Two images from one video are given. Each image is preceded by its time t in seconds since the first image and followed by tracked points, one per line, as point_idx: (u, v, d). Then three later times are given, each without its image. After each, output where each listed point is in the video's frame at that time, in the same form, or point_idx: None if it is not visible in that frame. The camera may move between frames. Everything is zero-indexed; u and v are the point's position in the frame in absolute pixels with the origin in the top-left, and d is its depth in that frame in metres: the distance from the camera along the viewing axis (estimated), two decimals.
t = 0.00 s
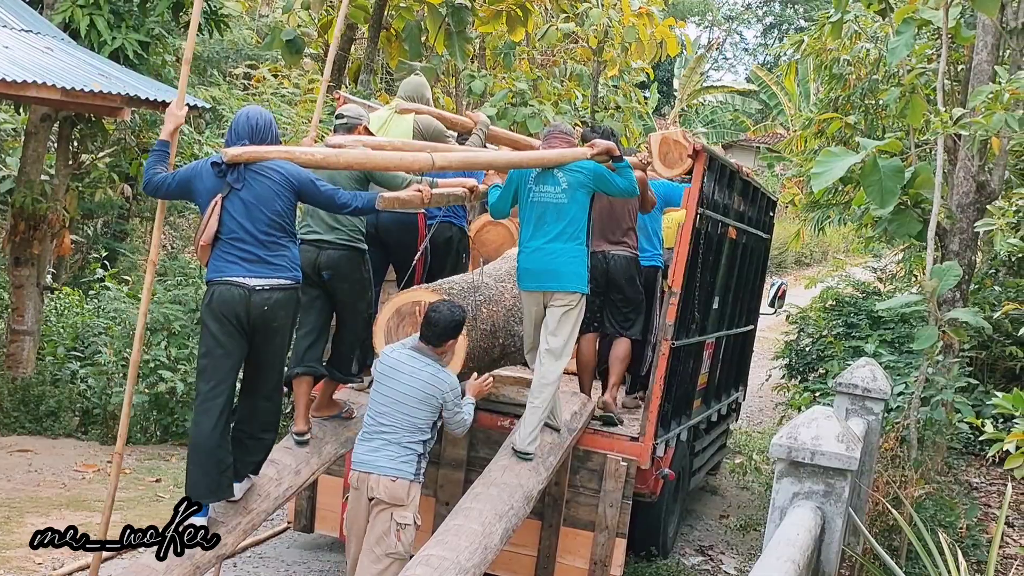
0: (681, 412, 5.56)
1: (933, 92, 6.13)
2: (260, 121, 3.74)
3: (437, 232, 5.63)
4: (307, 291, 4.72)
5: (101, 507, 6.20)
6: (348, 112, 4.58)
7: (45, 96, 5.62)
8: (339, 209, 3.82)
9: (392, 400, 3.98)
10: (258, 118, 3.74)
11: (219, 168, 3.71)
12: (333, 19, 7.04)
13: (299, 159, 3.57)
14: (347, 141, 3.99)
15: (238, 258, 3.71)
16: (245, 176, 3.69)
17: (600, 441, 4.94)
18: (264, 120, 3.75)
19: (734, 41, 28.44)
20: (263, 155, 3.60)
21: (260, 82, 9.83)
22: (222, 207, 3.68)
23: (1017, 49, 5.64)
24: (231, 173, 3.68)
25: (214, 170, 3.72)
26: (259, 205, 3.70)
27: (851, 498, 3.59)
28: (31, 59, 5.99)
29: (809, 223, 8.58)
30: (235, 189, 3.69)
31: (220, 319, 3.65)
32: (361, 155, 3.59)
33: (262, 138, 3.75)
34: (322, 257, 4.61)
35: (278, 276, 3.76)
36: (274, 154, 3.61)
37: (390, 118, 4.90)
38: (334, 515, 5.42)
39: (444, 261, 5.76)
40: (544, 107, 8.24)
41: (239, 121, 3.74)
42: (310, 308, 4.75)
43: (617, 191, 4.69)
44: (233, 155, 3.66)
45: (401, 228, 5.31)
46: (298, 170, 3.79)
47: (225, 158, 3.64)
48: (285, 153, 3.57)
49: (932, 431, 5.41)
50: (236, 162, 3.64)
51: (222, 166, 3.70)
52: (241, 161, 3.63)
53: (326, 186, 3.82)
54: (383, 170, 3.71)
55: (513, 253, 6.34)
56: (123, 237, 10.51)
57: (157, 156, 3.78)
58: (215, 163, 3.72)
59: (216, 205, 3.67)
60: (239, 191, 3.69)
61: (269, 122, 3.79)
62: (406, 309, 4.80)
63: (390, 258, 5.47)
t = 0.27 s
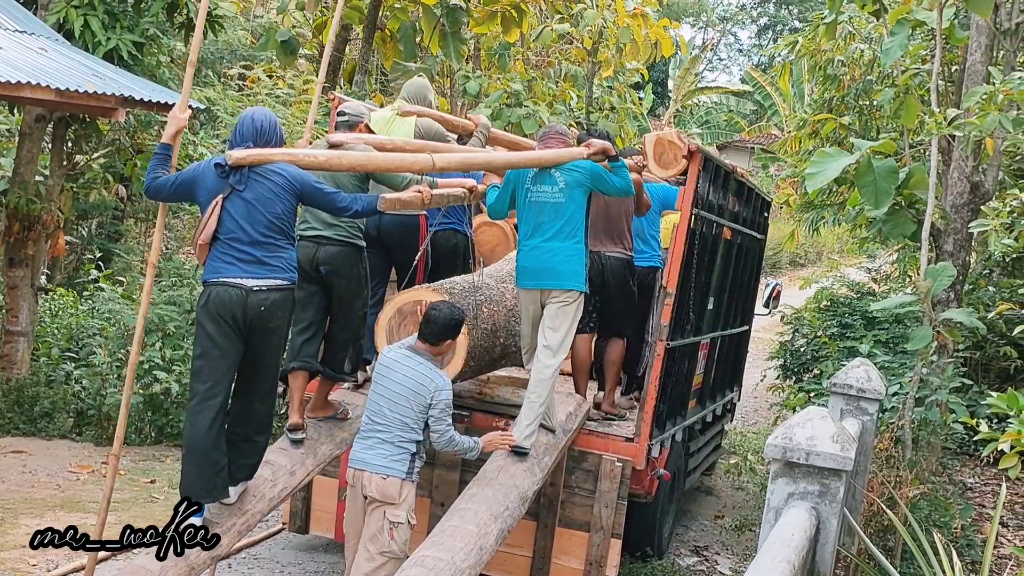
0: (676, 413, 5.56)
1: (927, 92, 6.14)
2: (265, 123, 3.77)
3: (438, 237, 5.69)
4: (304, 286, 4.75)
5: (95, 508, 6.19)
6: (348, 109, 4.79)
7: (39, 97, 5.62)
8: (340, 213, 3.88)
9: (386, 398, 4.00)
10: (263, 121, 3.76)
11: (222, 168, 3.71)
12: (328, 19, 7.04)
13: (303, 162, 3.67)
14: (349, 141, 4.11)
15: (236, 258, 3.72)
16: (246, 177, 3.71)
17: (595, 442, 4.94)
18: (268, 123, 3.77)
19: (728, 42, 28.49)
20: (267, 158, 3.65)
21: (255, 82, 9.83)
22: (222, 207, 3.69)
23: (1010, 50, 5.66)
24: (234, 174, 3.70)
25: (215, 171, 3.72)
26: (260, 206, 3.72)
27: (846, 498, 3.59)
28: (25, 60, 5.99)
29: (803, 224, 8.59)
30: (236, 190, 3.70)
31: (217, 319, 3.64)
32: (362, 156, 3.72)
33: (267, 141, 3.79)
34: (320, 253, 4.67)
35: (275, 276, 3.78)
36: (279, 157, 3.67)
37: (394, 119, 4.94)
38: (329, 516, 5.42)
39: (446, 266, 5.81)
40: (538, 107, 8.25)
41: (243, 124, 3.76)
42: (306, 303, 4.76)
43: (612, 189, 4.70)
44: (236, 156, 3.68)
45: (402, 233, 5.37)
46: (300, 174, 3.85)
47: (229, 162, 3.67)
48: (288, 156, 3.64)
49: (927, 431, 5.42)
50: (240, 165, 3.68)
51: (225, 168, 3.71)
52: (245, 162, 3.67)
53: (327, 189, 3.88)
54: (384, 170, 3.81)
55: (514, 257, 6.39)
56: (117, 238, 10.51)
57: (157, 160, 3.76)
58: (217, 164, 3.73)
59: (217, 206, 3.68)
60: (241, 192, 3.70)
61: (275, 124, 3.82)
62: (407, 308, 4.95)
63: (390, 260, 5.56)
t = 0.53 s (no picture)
0: (671, 414, 5.56)
1: (922, 94, 6.15)
2: (270, 115, 3.86)
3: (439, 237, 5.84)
4: (306, 280, 4.88)
5: (91, 510, 6.18)
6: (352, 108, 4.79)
7: (34, 98, 5.62)
8: (344, 204, 3.90)
9: (382, 398, 4.09)
10: (268, 114, 3.89)
11: (228, 162, 3.83)
12: (323, 20, 7.04)
13: (307, 155, 3.72)
14: (354, 136, 4.08)
15: (238, 251, 3.81)
16: (252, 171, 3.81)
17: (591, 443, 4.93)
18: (274, 116, 3.89)
19: (723, 43, 28.51)
20: (273, 151, 3.75)
21: (249, 83, 9.82)
22: (227, 200, 3.79)
23: (1005, 51, 5.66)
24: (239, 168, 3.80)
25: (221, 165, 3.84)
26: (263, 200, 3.81)
27: (842, 499, 3.59)
28: (20, 61, 5.98)
29: (799, 225, 8.60)
30: (241, 183, 3.80)
31: (217, 312, 3.74)
32: (366, 149, 3.71)
33: (272, 134, 3.90)
34: (319, 250, 4.82)
35: (275, 270, 3.85)
36: (284, 150, 3.75)
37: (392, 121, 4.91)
38: (324, 518, 5.42)
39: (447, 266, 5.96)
40: (533, 109, 8.25)
41: (250, 117, 3.89)
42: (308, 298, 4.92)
43: (612, 179, 4.80)
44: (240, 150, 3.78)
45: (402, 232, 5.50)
46: (304, 167, 3.90)
47: (234, 155, 3.77)
48: (294, 150, 3.73)
49: (922, 432, 5.43)
50: (245, 160, 3.79)
51: (230, 161, 3.83)
52: (251, 156, 3.76)
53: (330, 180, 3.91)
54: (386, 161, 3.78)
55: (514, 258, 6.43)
56: (112, 240, 10.49)
57: (160, 159, 3.90)
58: (223, 158, 3.85)
59: (220, 199, 3.78)
60: (245, 186, 3.80)
61: (281, 115, 3.92)
62: (411, 302, 5.06)
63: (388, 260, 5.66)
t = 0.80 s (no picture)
0: (667, 415, 5.56)
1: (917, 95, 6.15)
2: (273, 112, 4.03)
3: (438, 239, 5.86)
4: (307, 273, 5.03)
5: (85, 511, 6.17)
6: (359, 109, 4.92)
7: (28, 99, 5.62)
8: (347, 202, 4.07)
9: (381, 399, 4.13)
10: (271, 113, 4.04)
11: (232, 159, 3.99)
12: (318, 21, 7.04)
13: (309, 152, 3.87)
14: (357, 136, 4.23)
15: (237, 247, 3.96)
16: (255, 168, 3.96)
17: (586, 444, 4.94)
18: (276, 114, 4.04)
19: (717, 44, 28.52)
20: (277, 149, 3.92)
21: (244, 84, 9.81)
22: (229, 197, 3.96)
23: (999, 52, 5.66)
24: (242, 164, 3.96)
25: (225, 162, 4.01)
26: (263, 197, 3.96)
27: (837, 500, 3.60)
28: (14, 62, 5.98)
29: (793, 226, 8.60)
30: (244, 180, 3.96)
31: (214, 305, 3.94)
32: (368, 147, 3.85)
33: (276, 132, 4.07)
34: (314, 247, 4.88)
35: (271, 265, 3.97)
36: (289, 147, 3.92)
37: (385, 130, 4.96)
38: (320, 519, 5.42)
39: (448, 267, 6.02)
40: (528, 110, 8.25)
41: (254, 115, 4.04)
42: (312, 289, 5.09)
43: (613, 180, 4.80)
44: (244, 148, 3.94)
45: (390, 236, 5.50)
46: (309, 165, 4.05)
47: (238, 152, 3.94)
48: (297, 147, 3.89)
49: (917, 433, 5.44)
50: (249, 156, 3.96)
51: (235, 158, 3.99)
52: (254, 153, 3.93)
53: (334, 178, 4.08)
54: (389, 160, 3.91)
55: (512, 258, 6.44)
56: (107, 241, 10.47)
57: (161, 161, 4.01)
58: (228, 155, 4.01)
59: (222, 195, 3.94)
60: (248, 182, 3.96)
61: (284, 114, 4.09)
62: (414, 301, 5.18)
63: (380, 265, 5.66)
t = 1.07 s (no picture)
0: (661, 417, 5.57)
1: (910, 96, 6.16)
2: (275, 116, 4.06)
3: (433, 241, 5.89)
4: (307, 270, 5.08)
5: (79, 513, 6.16)
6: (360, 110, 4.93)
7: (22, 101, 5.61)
8: (348, 203, 4.11)
9: (378, 400, 4.13)
10: (273, 116, 4.07)
11: (234, 160, 4.04)
12: (313, 22, 7.03)
13: (311, 155, 3.88)
14: (356, 137, 4.25)
15: (236, 246, 4.00)
16: (257, 170, 4.01)
17: (581, 445, 4.93)
18: (277, 118, 4.07)
19: (712, 45, 28.55)
20: (277, 151, 3.93)
21: (239, 85, 9.81)
22: (230, 197, 4.00)
23: (993, 54, 5.66)
24: (244, 166, 4.01)
25: (227, 163, 4.05)
26: (263, 197, 3.99)
27: (831, 501, 3.60)
28: (9, 63, 5.97)
29: (788, 227, 8.60)
30: (245, 181, 4.00)
31: (214, 302, 3.99)
32: (370, 151, 3.86)
33: (278, 135, 4.09)
34: (314, 245, 4.94)
35: (267, 265, 3.99)
36: (290, 150, 3.93)
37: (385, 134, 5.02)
38: (314, 521, 5.41)
39: (444, 269, 6.05)
40: (524, 111, 8.25)
41: (256, 118, 4.08)
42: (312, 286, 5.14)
43: (613, 184, 4.85)
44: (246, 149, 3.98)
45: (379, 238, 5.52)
46: (311, 167, 4.10)
47: (240, 153, 3.97)
48: (299, 150, 3.90)
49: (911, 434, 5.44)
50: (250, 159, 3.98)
51: (236, 160, 4.03)
52: (257, 155, 3.95)
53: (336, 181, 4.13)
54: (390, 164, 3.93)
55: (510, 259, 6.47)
56: (101, 242, 10.46)
57: (165, 162, 4.03)
58: (229, 157, 4.05)
59: (223, 196, 3.98)
60: (248, 183, 4.00)
61: (287, 117, 4.10)
62: (415, 304, 5.19)
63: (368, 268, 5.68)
